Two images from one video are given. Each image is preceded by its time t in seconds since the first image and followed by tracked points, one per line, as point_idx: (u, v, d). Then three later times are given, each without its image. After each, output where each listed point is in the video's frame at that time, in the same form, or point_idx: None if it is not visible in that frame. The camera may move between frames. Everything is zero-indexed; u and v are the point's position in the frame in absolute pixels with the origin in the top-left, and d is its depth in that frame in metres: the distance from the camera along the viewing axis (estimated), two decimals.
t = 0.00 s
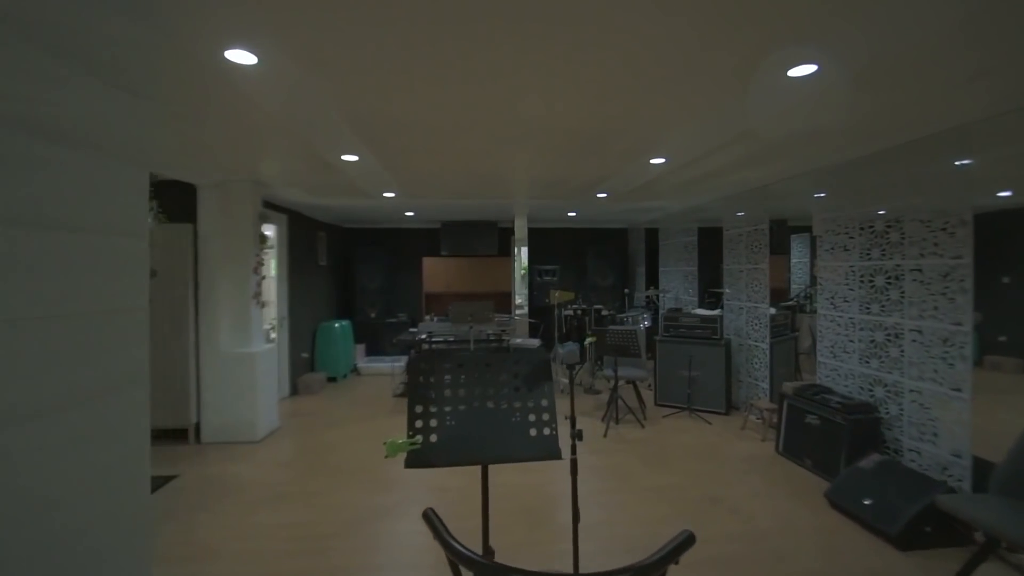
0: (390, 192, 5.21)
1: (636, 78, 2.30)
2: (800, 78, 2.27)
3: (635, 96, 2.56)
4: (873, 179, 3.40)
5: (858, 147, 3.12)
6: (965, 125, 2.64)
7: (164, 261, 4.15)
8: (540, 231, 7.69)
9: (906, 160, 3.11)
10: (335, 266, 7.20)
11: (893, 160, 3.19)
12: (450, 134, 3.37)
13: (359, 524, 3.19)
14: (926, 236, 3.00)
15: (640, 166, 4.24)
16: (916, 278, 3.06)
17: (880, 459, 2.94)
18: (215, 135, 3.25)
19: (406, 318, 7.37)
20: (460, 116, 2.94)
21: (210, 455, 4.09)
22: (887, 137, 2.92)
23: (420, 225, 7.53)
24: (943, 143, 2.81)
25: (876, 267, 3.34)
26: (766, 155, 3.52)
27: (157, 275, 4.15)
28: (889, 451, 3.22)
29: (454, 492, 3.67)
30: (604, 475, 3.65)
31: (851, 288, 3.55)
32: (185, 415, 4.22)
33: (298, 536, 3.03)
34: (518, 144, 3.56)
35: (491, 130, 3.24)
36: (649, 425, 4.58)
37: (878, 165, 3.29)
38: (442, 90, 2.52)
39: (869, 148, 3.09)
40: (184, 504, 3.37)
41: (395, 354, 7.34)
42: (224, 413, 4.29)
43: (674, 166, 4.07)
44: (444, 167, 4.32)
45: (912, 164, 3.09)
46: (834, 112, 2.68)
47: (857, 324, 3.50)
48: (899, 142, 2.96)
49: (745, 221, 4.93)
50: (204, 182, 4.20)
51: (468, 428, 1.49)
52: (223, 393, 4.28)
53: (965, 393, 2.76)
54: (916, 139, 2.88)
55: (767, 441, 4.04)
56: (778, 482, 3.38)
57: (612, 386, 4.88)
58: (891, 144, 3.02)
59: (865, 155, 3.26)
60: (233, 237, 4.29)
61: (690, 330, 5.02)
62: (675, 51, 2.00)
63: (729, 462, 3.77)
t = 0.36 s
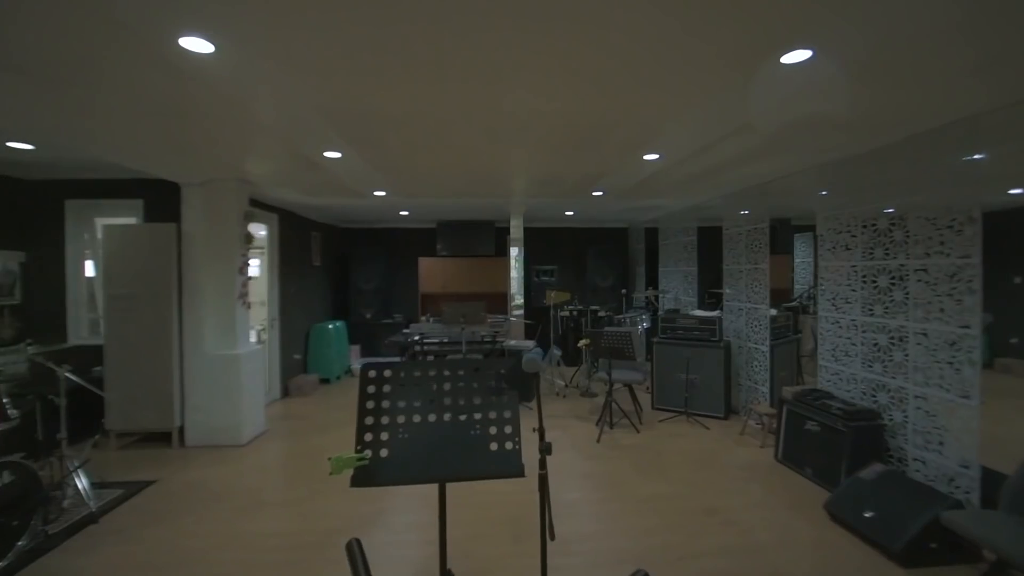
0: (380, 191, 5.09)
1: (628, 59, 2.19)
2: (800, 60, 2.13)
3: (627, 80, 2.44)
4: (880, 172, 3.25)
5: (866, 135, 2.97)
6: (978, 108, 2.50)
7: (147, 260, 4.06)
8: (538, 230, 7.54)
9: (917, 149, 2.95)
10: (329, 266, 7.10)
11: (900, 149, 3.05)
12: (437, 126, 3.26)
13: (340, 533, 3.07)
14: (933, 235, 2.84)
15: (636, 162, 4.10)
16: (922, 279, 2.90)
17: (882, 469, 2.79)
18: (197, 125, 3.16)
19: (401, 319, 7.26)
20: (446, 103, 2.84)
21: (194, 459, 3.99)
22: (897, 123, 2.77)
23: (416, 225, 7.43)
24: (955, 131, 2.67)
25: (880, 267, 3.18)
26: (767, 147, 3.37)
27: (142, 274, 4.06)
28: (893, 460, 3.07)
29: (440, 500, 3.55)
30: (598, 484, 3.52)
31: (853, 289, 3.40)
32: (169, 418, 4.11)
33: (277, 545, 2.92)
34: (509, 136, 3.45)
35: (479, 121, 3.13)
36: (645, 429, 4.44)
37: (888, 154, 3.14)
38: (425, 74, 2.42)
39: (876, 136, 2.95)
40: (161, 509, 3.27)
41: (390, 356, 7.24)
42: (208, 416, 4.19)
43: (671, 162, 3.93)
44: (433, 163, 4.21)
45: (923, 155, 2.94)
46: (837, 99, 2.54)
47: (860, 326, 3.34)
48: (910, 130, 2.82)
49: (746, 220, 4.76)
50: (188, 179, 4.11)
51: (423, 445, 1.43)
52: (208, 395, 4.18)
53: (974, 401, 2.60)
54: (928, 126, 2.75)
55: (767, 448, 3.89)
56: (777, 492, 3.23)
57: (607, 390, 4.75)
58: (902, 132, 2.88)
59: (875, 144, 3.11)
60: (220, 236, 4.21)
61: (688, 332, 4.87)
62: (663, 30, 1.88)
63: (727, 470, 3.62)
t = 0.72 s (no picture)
0: (369, 191, 4.97)
1: (610, 42, 2.05)
2: (793, 44, 2.00)
3: (613, 69, 2.31)
4: (883, 167, 3.09)
5: (868, 126, 2.82)
6: (988, 97, 2.35)
7: (128, 261, 3.97)
8: (536, 230, 7.40)
9: (922, 142, 2.80)
10: (324, 267, 7.02)
11: (905, 143, 2.90)
12: (421, 122, 3.15)
13: (318, 544, 2.96)
14: (936, 234, 2.69)
15: (630, 159, 3.96)
16: (924, 281, 2.75)
17: (881, 482, 2.65)
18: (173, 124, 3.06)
19: (396, 320, 7.15)
20: (426, 97, 2.72)
21: (176, 465, 3.90)
22: (902, 113, 2.62)
23: (411, 225, 7.34)
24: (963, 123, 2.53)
25: (880, 268, 3.03)
26: (765, 141, 3.23)
27: (123, 275, 3.97)
28: (894, 470, 2.93)
29: (426, 510, 3.43)
30: (588, 493, 3.39)
31: (853, 291, 3.25)
32: (151, 422, 4.02)
33: (252, 556, 2.81)
34: (497, 132, 3.33)
35: (463, 116, 3.01)
36: (639, 436, 4.32)
37: (893, 147, 2.99)
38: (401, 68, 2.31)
39: (879, 128, 2.80)
40: (138, 517, 3.19)
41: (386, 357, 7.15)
42: (192, 421, 4.10)
43: (667, 158, 3.79)
44: (422, 162, 4.10)
45: (929, 149, 2.78)
46: (837, 89, 2.40)
47: (860, 330, 3.20)
48: (915, 121, 2.67)
49: (744, 219, 4.58)
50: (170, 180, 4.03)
51: (365, 461, 1.61)
52: (191, 399, 4.09)
53: (980, 410, 2.45)
54: (934, 117, 2.60)
55: (764, 456, 3.75)
56: (774, 504, 3.09)
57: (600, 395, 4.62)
58: (907, 123, 2.73)
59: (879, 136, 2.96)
60: (204, 237, 4.11)
61: (685, 335, 4.73)
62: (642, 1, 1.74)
63: (722, 480, 3.48)
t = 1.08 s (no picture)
0: (355, 188, 4.87)
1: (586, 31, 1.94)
2: (779, 32, 1.89)
3: (592, 60, 2.21)
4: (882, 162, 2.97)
5: (862, 119, 2.71)
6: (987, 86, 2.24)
7: (104, 261, 3.88)
8: (529, 229, 7.29)
9: (919, 136, 2.68)
10: (314, 266, 6.92)
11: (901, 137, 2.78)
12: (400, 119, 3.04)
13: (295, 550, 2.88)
14: (930, 233, 2.58)
15: (619, 154, 3.86)
16: (917, 281, 2.64)
17: (873, 490, 2.54)
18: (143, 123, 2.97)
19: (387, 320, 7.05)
20: (400, 89, 2.62)
21: (154, 468, 3.82)
22: (897, 106, 2.51)
23: (402, 224, 7.24)
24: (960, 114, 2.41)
25: (874, 268, 2.92)
26: (756, 135, 3.12)
27: (100, 275, 3.88)
28: (888, 477, 2.82)
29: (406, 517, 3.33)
30: (574, 499, 3.29)
31: (846, 292, 3.14)
32: (128, 424, 3.93)
33: (221, 563, 2.72)
34: (478, 127, 3.23)
35: (442, 110, 2.91)
36: (628, 438, 4.19)
37: (888, 141, 2.88)
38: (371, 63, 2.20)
39: (874, 122, 2.69)
40: (107, 523, 3.09)
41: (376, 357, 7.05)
42: (170, 424, 4.01)
43: (657, 154, 3.68)
44: (406, 159, 4.00)
45: (926, 142, 2.67)
46: (827, 81, 2.30)
47: (853, 331, 3.09)
48: (911, 113, 2.56)
49: (739, 218, 4.46)
50: (147, 177, 3.93)
51: (299, 472, 1.58)
52: (168, 401, 4.00)
53: (976, 416, 2.34)
54: (931, 108, 2.49)
55: (756, 460, 3.64)
56: (763, 512, 2.99)
57: (589, 397, 4.52)
58: (903, 114, 2.61)
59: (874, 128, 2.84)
60: (182, 236, 4.01)
61: (676, 336, 4.62)
62: None
63: (711, 486, 3.37)
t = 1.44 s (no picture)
0: (338, 187, 4.79)
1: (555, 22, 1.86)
2: (757, 22, 1.80)
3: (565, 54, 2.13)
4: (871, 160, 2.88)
5: (848, 115, 2.63)
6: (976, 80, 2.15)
7: (77, 261, 3.80)
8: (520, 229, 7.21)
9: (908, 132, 2.60)
10: (302, 266, 6.85)
11: (889, 133, 2.70)
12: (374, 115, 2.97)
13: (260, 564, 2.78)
14: (915, 232, 2.50)
15: (604, 152, 3.78)
16: (903, 282, 2.56)
17: (858, 498, 2.46)
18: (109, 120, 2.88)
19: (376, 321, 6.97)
20: (370, 85, 2.53)
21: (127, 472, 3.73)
22: (884, 100, 2.43)
23: (391, 224, 7.19)
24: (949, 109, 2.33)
25: (860, 268, 2.84)
26: (742, 131, 3.03)
27: (74, 276, 3.80)
28: (875, 484, 2.74)
29: (384, 524, 3.25)
30: (552, 508, 3.20)
31: (833, 293, 3.06)
32: (102, 428, 3.85)
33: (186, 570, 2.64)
34: (456, 124, 3.15)
35: (416, 106, 2.83)
36: (614, 442, 4.10)
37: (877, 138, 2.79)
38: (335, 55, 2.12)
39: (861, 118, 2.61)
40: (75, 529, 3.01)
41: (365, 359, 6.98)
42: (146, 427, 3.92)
43: (643, 152, 3.60)
44: (387, 157, 3.92)
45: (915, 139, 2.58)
46: (809, 75, 2.21)
47: (840, 334, 3.01)
48: (899, 108, 2.48)
49: (728, 218, 4.39)
50: (121, 176, 3.85)
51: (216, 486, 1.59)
52: (143, 405, 3.91)
53: (963, 422, 2.26)
54: (919, 103, 2.40)
55: (743, 466, 3.56)
56: (748, 521, 2.90)
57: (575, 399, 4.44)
58: (891, 110, 2.53)
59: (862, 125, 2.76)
60: (158, 236, 3.93)
61: (664, 338, 4.54)
62: None
63: (696, 492, 3.29)
